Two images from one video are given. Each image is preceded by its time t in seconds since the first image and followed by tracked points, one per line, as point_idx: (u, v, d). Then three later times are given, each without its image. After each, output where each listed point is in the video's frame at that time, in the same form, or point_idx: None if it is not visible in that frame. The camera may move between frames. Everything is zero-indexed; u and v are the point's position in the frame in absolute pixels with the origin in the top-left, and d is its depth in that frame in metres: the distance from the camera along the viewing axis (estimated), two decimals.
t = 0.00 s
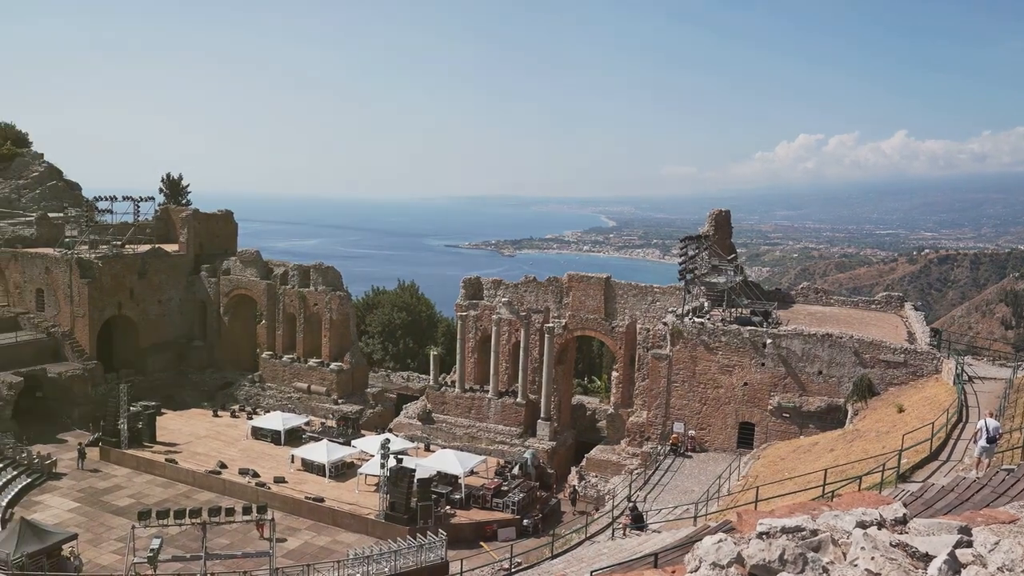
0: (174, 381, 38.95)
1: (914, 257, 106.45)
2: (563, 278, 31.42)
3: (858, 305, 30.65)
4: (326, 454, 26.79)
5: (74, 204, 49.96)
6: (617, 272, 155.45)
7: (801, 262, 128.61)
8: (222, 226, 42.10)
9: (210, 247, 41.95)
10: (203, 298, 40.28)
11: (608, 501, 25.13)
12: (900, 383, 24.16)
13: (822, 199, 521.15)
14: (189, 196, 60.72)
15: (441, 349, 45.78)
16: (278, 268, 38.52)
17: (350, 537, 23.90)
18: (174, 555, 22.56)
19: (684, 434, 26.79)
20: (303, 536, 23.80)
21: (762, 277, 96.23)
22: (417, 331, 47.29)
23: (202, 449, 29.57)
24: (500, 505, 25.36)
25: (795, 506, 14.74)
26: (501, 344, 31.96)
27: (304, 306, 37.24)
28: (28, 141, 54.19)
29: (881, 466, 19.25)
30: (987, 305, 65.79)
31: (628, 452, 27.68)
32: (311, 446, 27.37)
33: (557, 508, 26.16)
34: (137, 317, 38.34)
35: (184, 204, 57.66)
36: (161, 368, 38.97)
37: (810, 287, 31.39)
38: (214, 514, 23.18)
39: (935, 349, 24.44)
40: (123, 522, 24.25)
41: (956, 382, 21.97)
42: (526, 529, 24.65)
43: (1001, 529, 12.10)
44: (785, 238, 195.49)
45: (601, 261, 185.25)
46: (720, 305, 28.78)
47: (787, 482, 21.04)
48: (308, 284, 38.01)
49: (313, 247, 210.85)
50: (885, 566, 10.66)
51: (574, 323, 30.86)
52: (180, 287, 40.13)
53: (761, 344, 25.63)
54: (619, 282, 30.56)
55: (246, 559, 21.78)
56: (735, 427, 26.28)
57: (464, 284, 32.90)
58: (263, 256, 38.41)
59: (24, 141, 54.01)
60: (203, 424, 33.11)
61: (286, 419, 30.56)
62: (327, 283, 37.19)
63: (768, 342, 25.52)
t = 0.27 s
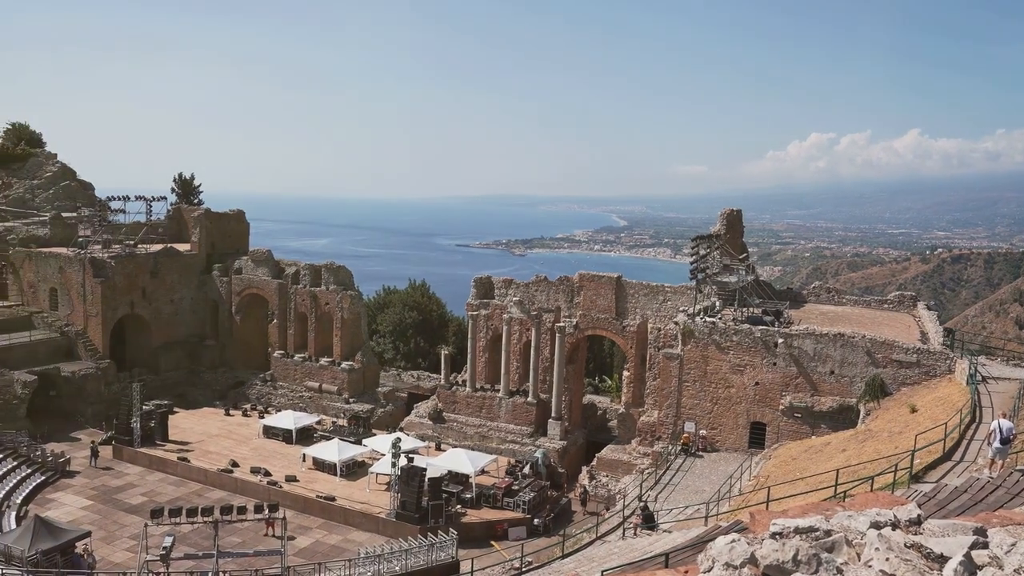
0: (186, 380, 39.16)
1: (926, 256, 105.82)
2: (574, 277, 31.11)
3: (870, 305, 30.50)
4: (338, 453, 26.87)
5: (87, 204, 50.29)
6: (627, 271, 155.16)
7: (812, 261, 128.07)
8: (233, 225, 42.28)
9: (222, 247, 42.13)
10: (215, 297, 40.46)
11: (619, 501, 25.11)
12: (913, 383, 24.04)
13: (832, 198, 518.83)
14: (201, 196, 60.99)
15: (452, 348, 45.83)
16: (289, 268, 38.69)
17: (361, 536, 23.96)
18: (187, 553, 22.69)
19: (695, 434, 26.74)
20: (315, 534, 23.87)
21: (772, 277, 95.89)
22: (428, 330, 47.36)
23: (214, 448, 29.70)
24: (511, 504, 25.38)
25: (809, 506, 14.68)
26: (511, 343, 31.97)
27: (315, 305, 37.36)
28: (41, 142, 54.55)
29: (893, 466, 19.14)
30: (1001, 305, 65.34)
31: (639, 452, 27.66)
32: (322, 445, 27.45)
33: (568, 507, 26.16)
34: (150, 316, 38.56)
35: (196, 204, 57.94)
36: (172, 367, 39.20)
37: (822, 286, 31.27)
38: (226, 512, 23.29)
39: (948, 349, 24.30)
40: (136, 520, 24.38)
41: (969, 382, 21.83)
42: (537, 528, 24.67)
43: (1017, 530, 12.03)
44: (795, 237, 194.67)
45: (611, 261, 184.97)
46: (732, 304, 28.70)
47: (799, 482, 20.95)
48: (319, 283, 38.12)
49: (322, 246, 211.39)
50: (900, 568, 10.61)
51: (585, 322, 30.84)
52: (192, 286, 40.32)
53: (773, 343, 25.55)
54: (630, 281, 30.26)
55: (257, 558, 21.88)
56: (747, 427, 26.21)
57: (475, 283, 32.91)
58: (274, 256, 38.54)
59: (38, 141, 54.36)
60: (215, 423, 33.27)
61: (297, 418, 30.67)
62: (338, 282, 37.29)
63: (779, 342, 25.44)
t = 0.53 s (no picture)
0: (197, 379, 39.31)
1: (937, 255, 105.25)
2: (585, 277, 31.35)
3: (882, 305, 30.38)
4: (348, 452, 26.92)
5: (99, 203, 50.56)
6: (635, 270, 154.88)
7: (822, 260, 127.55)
8: (244, 225, 42.43)
9: (233, 246, 42.29)
10: (226, 297, 40.61)
11: (629, 500, 25.08)
12: (924, 383, 23.93)
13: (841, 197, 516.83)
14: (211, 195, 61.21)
15: (462, 347, 45.86)
16: (300, 268, 38.85)
17: (371, 535, 24.01)
18: (198, 551, 22.79)
19: (705, 434, 26.69)
20: (325, 533, 23.93)
21: (783, 276, 95.55)
22: (438, 330, 47.40)
23: (224, 447, 29.81)
24: (521, 503, 25.39)
25: (821, 507, 14.64)
26: (522, 342, 31.98)
27: (326, 304, 37.46)
28: (54, 142, 54.89)
29: (905, 466, 19.03)
30: (1014, 305, 64.91)
31: (649, 451, 27.63)
32: (333, 444, 27.52)
33: (578, 507, 26.14)
34: (161, 315, 38.73)
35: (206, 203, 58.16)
36: (184, 366, 39.34)
37: (833, 286, 31.16)
38: (237, 511, 23.37)
39: (960, 349, 24.18)
40: (147, 518, 24.50)
41: (982, 382, 21.72)
42: (547, 528, 24.66)
43: None
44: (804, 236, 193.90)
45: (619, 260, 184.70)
46: (742, 304, 28.66)
47: (810, 481, 20.87)
48: (329, 283, 38.24)
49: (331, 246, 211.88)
50: (913, 569, 10.57)
51: (595, 322, 30.82)
52: (203, 286, 40.48)
53: (784, 343, 25.47)
54: (641, 281, 30.54)
55: (268, 556, 21.96)
56: (758, 427, 26.14)
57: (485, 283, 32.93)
58: (285, 255, 38.69)
59: (51, 141, 54.69)
60: (225, 422, 33.39)
61: (308, 417, 30.76)
62: (349, 281, 37.38)
63: (790, 341, 25.36)
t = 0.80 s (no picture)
0: (207, 378, 39.45)
1: (947, 254, 104.74)
2: (593, 276, 31.26)
3: (891, 304, 30.28)
4: (357, 451, 26.97)
5: (109, 203, 50.78)
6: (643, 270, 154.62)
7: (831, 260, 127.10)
8: (253, 225, 42.55)
9: (243, 246, 42.42)
10: (235, 296, 40.74)
11: (638, 500, 25.05)
12: (935, 383, 23.84)
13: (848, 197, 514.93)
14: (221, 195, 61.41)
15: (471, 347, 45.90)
16: (309, 267, 38.94)
17: (380, 534, 24.05)
18: (207, 550, 22.87)
19: (714, 433, 26.65)
20: (334, 532, 23.98)
21: (792, 276, 95.25)
22: (447, 329, 47.45)
23: (234, 446, 29.89)
24: (530, 503, 25.40)
25: (831, 507, 14.59)
26: (531, 342, 31.99)
27: (335, 304, 37.54)
28: (65, 142, 55.14)
29: (915, 466, 18.95)
30: None
31: (658, 451, 27.59)
32: (342, 444, 27.58)
33: (587, 507, 26.13)
34: (171, 315, 38.88)
35: (216, 203, 58.36)
36: (194, 365, 39.50)
37: (843, 285, 31.07)
38: (246, 510, 23.44)
39: (970, 348, 24.07)
40: (157, 516, 24.60)
41: (993, 382, 21.62)
42: (556, 527, 24.66)
43: None
44: (813, 236, 193.22)
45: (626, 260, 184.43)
46: (752, 303, 28.61)
47: (820, 482, 20.81)
48: (338, 282, 38.34)
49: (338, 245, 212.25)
50: (926, 570, 10.53)
51: (604, 321, 30.81)
52: (213, 285, 40.62)
53: (793, 343, 25.40)
54: (649, 280, 30.48)
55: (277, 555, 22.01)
56: (767, 427, 26.07)
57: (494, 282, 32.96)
58: (295, 254, 38.79)
59: (61, 142, 54.96)
60: (235, 421, 33.50)
61: (317, 416, 30.83)
62: (358, 281, 37.47)
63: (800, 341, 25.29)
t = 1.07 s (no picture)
0: (217, 378, 39.61)
1: (959, 254, 104.18)
2: (602, 276, 31.10)
3: (902, 304, 30.15)
4: (366, 451, 27.02)
5: (120, 204, 51.00)
6: (652, 270, 154.26)
7: (841, 260, 126.60)
8: (262, 225, 42.66)
9: (252, 246, 42.55)
10: (245, 296, 40.86)
11: (647, 501, 25.01)
12: (946, 383, 23.73)
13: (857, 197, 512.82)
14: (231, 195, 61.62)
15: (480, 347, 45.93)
16: (319, 267, 39.03)
17: (389, 534, 24.08)
18: (217, 549, 22.97)
19: (724, 434, 26.59)
20: (344, 531, 24.03)
21: (802, 276, 94.87)
22: (456, 329, 47.50)
23: (244, 445, 30.00)
24: (539, 503, 25.40)
25: (843, 509, 14.51)
26: (539, 342, 31.99)
27: (344, 303, 37.62)
28: (76, 142, 55.41)
29: (926, 467, 18.84)
30: None
31: (668, 451, 27.55)
32: (351, 443, 27.64)
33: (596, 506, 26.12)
34: (181, 315, 39.04)
35: (226, 203, 58.56)
36: (204, 365, 39.66)
37: (853, 285, 30.96)
38: (256, 510, 23.53)
39: (982, 349, 23.93)
40: (167, 515, 24.72)
41: (1005, 382, 21.49)
42: (565, 527, 24.65)
43: None
44: (822, 236, 192.41)
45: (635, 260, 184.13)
46: (761, 303, 28.53)
47: (830, 482, 20.73)
48: (348, 282, 38.43)
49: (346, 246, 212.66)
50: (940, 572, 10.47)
51: (613, 321, 30.76)
52: (223, 285, 40.76)
53: (803, 343, 25.32)
54: (659, 280, 30.25)
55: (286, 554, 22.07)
56: (777, 427, 25.98)
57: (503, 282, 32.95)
58: (304, 255, 38.89)
59: (73, 142, 55.25)
60: (245, 420, 33.60)
61: (326, 416, 30.90)
62: (367, 281, 37.55)
63: (810, 341, 25.19)
